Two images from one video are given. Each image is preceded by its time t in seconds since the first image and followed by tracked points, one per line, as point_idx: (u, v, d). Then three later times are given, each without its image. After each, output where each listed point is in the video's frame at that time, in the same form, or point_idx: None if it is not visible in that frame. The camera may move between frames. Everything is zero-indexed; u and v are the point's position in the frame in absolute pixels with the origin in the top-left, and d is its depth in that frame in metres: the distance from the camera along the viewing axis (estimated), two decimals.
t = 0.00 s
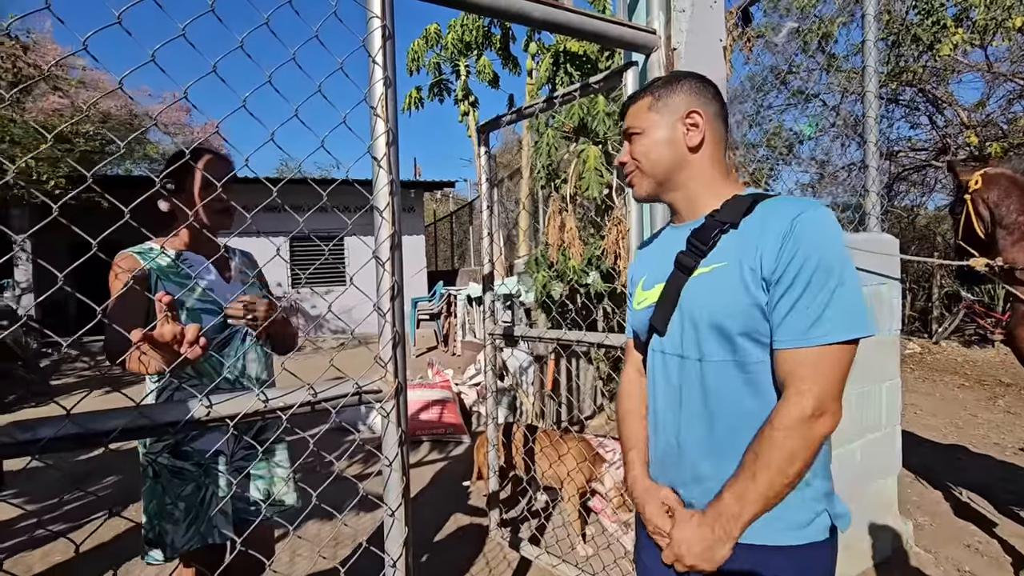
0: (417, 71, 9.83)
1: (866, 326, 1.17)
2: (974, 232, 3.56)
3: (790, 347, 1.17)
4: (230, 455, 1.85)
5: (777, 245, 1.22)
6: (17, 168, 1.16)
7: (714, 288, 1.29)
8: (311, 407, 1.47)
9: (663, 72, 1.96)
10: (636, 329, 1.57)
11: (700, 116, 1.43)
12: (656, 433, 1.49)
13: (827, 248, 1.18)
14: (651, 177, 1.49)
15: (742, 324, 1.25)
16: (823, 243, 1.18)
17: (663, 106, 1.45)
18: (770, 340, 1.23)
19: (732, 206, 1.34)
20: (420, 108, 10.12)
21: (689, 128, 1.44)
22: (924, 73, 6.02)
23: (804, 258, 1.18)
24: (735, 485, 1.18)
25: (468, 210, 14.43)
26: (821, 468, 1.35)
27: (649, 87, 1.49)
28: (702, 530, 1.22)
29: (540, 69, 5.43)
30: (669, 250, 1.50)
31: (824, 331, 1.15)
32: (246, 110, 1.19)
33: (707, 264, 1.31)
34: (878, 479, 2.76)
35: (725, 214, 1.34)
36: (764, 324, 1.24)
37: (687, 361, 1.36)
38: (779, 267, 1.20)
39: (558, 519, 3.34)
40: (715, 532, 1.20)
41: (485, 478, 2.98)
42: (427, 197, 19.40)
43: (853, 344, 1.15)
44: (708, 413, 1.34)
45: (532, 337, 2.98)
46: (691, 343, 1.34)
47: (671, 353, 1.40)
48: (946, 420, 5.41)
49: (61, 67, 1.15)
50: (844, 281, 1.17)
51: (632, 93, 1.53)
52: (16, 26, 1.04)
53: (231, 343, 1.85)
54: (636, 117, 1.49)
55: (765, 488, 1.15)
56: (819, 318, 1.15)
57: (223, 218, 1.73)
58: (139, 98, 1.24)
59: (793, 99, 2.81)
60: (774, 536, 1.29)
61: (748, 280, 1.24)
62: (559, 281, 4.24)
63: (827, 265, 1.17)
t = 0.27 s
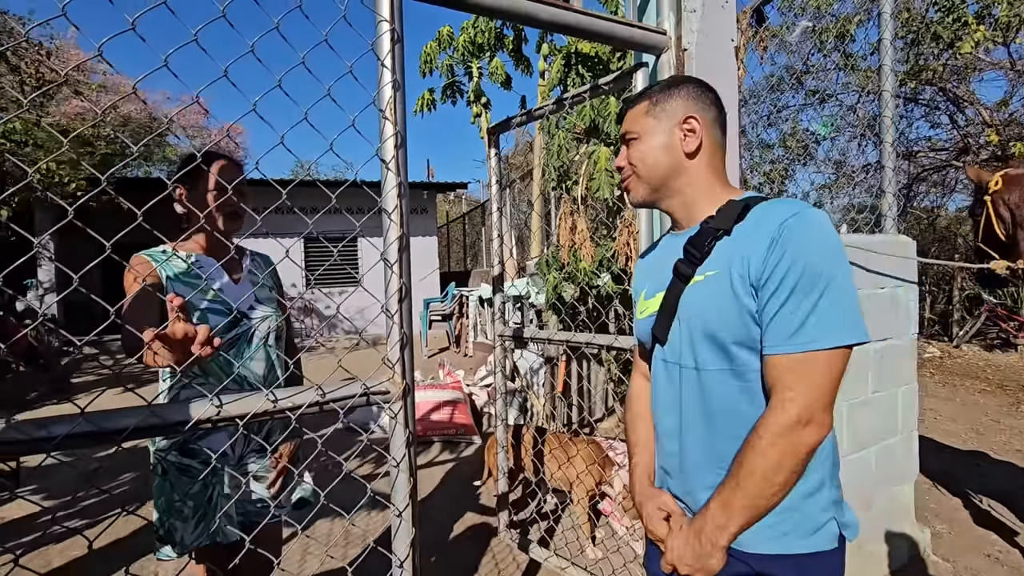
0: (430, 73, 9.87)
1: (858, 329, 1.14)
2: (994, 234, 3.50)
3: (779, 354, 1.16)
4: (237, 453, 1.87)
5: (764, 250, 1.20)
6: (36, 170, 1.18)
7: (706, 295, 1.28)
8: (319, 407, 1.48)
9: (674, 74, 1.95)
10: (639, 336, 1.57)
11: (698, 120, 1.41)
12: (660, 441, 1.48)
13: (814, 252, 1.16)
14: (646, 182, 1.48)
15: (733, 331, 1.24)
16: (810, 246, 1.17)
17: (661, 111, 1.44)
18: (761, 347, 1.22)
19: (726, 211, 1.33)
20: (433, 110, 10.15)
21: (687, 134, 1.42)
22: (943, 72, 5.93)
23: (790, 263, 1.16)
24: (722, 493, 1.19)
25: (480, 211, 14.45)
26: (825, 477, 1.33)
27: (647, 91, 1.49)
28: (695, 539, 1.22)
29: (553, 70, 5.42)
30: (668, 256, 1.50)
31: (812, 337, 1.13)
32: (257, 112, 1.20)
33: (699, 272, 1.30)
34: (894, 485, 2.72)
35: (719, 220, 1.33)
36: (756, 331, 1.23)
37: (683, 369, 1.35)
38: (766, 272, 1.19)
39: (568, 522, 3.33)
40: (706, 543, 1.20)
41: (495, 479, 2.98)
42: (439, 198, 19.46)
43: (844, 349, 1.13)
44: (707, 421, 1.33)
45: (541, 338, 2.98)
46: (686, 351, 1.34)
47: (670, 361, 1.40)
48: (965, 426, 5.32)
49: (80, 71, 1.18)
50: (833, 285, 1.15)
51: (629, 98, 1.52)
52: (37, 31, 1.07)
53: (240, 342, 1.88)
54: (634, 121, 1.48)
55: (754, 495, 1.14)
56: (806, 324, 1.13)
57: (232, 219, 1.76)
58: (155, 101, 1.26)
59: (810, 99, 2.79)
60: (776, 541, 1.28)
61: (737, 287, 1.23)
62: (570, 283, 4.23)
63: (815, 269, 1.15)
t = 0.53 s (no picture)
0: (445, 75, 9.88)
1: (904, 338, 1.07)
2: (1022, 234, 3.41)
3: (816, 361, 1.10)
4: (251, 452, 1.88)
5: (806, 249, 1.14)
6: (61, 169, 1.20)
7: (739, 294, 1.22)
8: (335, 405, 1.49)
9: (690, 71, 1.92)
10: (664, 335, 1.52)
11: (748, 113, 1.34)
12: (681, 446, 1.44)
13: (860, 253, 1.10)
14: (690, 180, 1.39)
15: (767, 334, 1.18)
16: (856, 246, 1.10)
17: (707, 100, 1.36)
18: (797, 351, 1.15)
19: (764, 208, 1.28)
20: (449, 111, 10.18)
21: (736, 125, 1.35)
22: (969, 69, 5.81)
23: (833, 264, 1.10)
24: (748, 504, 1.14)
25: (495, 212, 14.45)
26: (859, 494, 1.29)
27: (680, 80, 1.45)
28: (715, 546, 1.19)
29: (568, 70, 5.40)
30: (699, 254, 1.45)
31: (852, 343, 1.07)
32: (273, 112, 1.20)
33: (733, 270, 1.25)
34: (917, 491, 2.67)
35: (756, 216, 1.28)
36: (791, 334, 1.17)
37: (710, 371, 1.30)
38: (806, 272, 1.13)
39: (583, 523, 3.32)
40: (730, 552, 1.16)
41: (509, 480, 2.97)
42: (455, 199, 19.52)
43: (887, 358, 1.07)
44: (733, 428, 1.28)
45: (556, 339, 2.96)
46: (715, 352, 1.28)
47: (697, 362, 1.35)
48: (991, 430, 5.21)
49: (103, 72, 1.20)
50: (879, 289, 1.09)
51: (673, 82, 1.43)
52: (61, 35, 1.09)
53: (256, 341, 1.89)
54: (676, 109, 1.39)
55: (781, 505, 1.10)
56: (847, 330, 1.07)
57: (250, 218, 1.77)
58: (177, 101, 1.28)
59: (829, 97, 2.75)
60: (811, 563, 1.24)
61: (773, 286, 1.17)
62: (585, 283, 4.21)
63: (859, 271, 1.09)
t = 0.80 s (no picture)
0: (462, 77, 9.92)
1: None
2: None
3: (928, 389, 0.97)
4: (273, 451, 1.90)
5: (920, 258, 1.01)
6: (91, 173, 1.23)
7: (834, 307, 1.10)
8: (354, 407, 1.49)
9: (711, 70, 1.88)
10: (729, 348, 1.42)
11: (845, 100, 1.25)
12: (747, 473, 1.32)
13: (989, 264, 0.95)
14: (774, 175, 1.31)
15: (868, 354, 1.05)
16: (985, 257, 0.96)
17: (798, 85, 1.27)
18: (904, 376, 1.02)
19: (858, 211, 1.17)
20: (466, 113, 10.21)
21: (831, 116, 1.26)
22: (998, 65, 5.66)
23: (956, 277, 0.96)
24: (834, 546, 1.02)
25: (513, 213, 14.46)
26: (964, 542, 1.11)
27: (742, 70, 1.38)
28: None
29: (586, 70, 5.38)
30: (776, 260, 1.35)
31: (975, 369, 0.93)
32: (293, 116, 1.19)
33: (828, 279, 1.13)
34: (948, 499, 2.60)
35: (848, 220, 1.17)
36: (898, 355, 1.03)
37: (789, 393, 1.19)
38: (919, 285, 1.00)
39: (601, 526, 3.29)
40: None
41: (527, 482, 2.96)
42: (472, 201, 19.57)
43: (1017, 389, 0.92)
44: (812, 458, 1.16)
45: (574, 341, 2.94)
46: (800, 372, 1.16)
47: (773, 380, 1.23)
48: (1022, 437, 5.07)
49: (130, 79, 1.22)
50: (1011, 308, 0.94)
51: (754, 65, 1.36)
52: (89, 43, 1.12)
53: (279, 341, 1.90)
54: (760, 95, 1.31)
55: (885, 560, 0.97)
56: (970, 353, 0.94)
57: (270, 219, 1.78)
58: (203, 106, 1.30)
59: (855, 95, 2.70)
60: None
61: (877, 300, 1.05)
62: (603, 285, 4.18)
63: (988, 285, 0.95)
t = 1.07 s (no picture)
0: (481, 79, 9.94)
1: None
2: None
3: None
4: (294, 451, 1.92)
5: None
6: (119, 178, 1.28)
7: (969, 327, 1.03)
8: (372, 407, 1.50)
9: (731, 69, 1.86)
10: (808, 360, 1.30)
11: (963, 74, 1.14)
12: (841, 503, 1.25)
13: None
14: (879, 166, 1.19)
15: (1010, 383, 0.99)
16: None
17: (902, 60, 1.17)
18: None
19: (983, 212, 1.09)
20: (484, 115, 10.23)
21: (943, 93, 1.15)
22: None
23: None
24: None
25: (531, 214, 14.45)
26: None
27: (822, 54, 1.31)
28: None
29: (604, 71, 5.35)
30: (869, 262, 1.24)
31: None
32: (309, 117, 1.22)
33: (959, 296, 1.06)
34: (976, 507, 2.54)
35: (975, 223, 1.09)
36: None
37: (900, 419, 1.12)
38: None
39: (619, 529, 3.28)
40: None
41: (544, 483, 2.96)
42: (491, 203, 19.61)
43: None
44: (926, 490, 1.10)
45: (591, 342, 2.93)
46: (920, 396, 1.09)
47: (873, 404, 1.17)
48: None
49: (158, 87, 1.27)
50: None
51: (845, 42, 1.26)
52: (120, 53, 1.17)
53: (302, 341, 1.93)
54: (854, 76, 1.21)
55: None
56: None
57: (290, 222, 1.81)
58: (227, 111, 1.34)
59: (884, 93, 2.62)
60: None
61: None
62: (621, 286, 4.16)
63: None
